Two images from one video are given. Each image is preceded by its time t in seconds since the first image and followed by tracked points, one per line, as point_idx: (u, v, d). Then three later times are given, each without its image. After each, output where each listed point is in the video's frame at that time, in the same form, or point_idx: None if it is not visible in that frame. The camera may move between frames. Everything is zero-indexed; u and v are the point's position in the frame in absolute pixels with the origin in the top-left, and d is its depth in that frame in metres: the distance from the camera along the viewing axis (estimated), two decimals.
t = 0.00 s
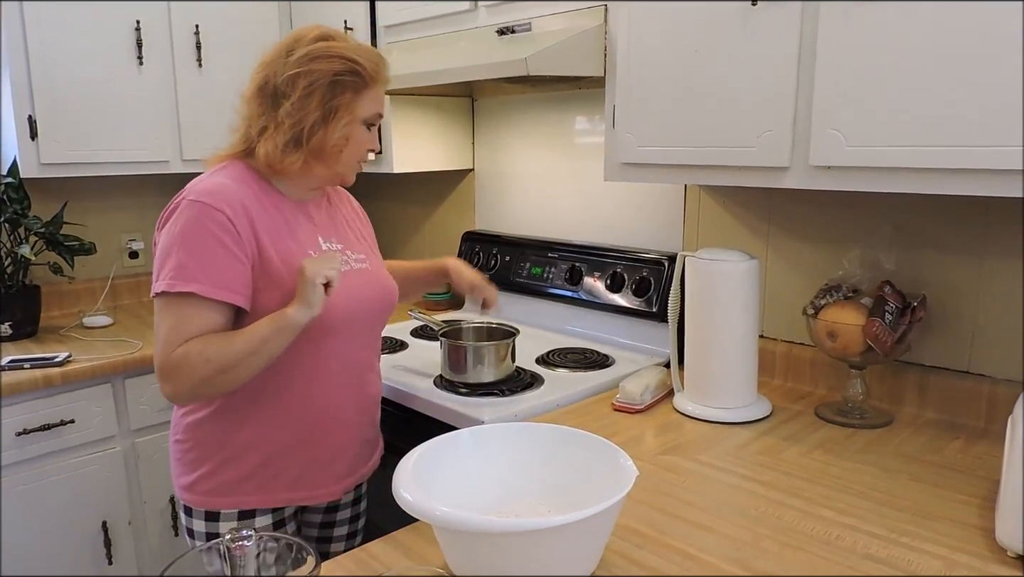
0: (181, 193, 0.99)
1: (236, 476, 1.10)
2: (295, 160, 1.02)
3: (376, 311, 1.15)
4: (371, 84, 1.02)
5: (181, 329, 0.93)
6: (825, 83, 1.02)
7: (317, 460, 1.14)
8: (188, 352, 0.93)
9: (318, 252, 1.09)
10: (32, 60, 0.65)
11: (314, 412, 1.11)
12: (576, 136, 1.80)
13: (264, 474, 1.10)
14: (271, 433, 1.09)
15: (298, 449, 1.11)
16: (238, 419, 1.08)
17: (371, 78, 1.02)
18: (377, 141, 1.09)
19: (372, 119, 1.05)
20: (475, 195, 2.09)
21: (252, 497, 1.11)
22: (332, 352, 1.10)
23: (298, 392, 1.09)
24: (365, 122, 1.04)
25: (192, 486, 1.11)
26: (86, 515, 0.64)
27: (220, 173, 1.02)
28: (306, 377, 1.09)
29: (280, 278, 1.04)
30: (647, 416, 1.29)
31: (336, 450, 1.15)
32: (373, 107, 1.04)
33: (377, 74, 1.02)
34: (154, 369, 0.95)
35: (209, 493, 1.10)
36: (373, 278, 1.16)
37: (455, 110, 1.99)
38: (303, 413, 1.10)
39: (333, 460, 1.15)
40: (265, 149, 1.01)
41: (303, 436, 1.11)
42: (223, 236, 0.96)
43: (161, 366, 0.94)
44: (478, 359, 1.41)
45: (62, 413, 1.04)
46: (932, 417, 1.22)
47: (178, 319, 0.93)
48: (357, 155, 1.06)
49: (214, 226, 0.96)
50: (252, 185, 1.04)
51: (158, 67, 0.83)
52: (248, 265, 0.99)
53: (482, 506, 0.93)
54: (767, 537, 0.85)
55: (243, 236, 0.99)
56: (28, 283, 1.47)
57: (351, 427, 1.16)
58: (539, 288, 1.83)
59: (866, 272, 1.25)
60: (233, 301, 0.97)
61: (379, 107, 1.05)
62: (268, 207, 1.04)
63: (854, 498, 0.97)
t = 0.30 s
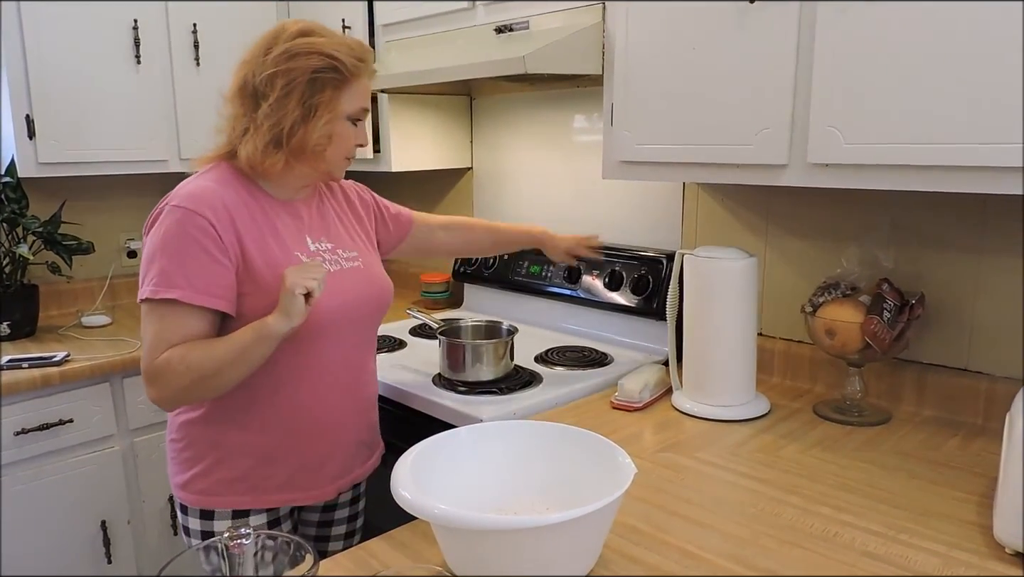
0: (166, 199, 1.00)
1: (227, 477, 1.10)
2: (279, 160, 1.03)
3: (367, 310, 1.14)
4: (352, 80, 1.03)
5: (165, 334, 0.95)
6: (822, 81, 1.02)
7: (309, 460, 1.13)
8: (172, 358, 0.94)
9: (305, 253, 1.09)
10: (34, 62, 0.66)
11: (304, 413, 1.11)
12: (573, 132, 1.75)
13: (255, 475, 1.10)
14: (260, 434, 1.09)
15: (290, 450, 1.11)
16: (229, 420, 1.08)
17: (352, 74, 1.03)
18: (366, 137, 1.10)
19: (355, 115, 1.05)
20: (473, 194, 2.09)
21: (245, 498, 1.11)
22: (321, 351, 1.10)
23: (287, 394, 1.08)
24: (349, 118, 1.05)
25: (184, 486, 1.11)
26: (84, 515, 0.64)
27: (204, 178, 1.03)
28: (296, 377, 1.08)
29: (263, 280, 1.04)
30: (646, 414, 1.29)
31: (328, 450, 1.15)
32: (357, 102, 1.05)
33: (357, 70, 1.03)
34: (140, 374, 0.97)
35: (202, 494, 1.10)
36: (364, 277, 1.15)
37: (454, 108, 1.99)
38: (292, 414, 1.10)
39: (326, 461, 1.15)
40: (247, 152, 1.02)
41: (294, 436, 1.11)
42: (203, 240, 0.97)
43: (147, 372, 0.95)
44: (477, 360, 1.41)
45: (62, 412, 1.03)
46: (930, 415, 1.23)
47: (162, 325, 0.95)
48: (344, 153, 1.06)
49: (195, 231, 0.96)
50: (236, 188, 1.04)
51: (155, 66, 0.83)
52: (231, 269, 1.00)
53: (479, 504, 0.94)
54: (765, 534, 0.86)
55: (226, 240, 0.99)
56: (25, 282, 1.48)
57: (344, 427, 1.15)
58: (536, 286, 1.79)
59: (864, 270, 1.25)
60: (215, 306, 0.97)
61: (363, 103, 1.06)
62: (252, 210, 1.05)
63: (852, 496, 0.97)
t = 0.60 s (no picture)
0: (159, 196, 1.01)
1: (220, 473, 1.10)
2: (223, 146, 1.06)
3: (362, 311, 1.14)
4: (277, 50, 1.02)
5: (153, 329, 0.95)
6: (822, 81, 1.02)
7: (303, 459, 1.13)
8: (154, 352, 0.93)
9: (300, 252, 1.08)
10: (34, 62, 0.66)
11: (297, 411, 1.10)
12: (574, 134, 1.79)
13: (248, 473, 1.10)
14: (252, 431, 1.09)
15: (282, 448, 1.11)
16: (222, 417, 1.08)
17: (279, 44, 1.01)
18: (320, 113, 1.05)
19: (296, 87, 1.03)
20: (472, 194, 2.09)
21: (237, 495, 1.10)
22: (315, 350, 1.10)
23: (279, 392, 1.08)
24: (278, 89, 1.02)
25: (180, 482, 1.12)
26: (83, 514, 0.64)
27: (198, 176, 1.03)
28: (288, 376, 1.08)
29: (255, 278, 1.03)
30: (644, 414, 1.29)
31: (322, 449, 1.14)
32: (283, 71, 1.02)
33: (292, 40, 1.02)
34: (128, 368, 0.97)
35: (195, 490, 1.10)
36: (361, 277, 1.14)
37: (453, 108, 1.99)
38: (285, 412, 1.09)
39: (319, 461, 1.15)
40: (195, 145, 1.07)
41: (287, 434, 1.11)
42: (191, 236, 0.97)
43: (131, 366, 0.95)
44: (473, 360, 1.41)
45: (59, 409, 1.03)
46: (928, 415, 1.23)
47: (148, 319, 0.95)
48: (287, 127, 1.03)
49: (185, 228, 0.96)
50: (229, 186, 1.04)
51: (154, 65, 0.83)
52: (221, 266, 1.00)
53: (476, 503, 0.94)
54: (763, 535, 0.86)
55: (216, 237, 0.99)
56: (24, 280, 1.49)
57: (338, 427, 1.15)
58: (535, 286, 1.83)
59: (862, 270, 1.25)
60: (200, 302, 0.97)
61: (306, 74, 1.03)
62: (246, 208, 1.05)
63: (850, 496, 0.97)
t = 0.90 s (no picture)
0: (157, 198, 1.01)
1: (220, 474, 1.10)
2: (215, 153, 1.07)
3: (361, 310, 1.14)
4: (254, 49, 1.01)
5: (151, 331, 0.95)
6: (822, 81, 1.02)
7: (303, 460, 1.13)
8: (151, 355, 0.93)
9: (298, 252, 1.08)
10: (35, 63, 0.66)
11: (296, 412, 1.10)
12: (573, 134, 1.80)
13: (248, 473, 1.10)
14: (251, 432, 1.09)
15: (283, 449, 1.11)
16: (222, 418, 1.08)
17: (255, 44, 1.01)
18: (304, 108, 1.05)
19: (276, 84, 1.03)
20: (472, 194, 2.09)
21: (237, 496, 1.11)
22: (314, 350, 1.10)
23: (278, 392, 1.08)
24: (259, 88, 1.02)
25: (181, 482, 1.12)
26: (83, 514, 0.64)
27: (195, 178, 1.03)
28: (288, 376, 1.08)
29: (254, 280, 1.03)
30: (644, 413, 1.29)
31: (321, 449, 1.14)
32: (262, 70, 1.02)
33: (269, 37, 1.02)
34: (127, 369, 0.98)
35: (195, 490, 1.11)
36: (360, 276, 1.14)
37: (453, 108, 1.99)
38: (284, 412, 1.10)
39: (319, 462, 1.14)
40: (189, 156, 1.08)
41: (287, 435, 1.11)
42: (188, 239, 0.97)
43: (130, 367, 0.95)
44: (474, 361, 1.42)
45: (59, 409, 1.02)
46: (928, 414, 1.23)
47: (147, 322, 0.95)
48: (272, 126, 1.02)
49: (181, 230, 0.97)
50: (226, 187, 1.04)
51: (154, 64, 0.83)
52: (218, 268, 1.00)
53: (476, 503, 0.94)
54: (763, 534, 0.86)
55: (213, 239, 1.00)
56: (24, 280, 1.49)
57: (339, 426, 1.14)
58: (535, 286, 1.83)
59: (862, 269, 1.26)
60: (197, 304, 0.97)
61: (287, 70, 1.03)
62: (243, 209, 1.05)
63: (850, 495, 0.97)
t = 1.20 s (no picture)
0: (165, 203, 1.00)
1: (233, 475, 1.10)
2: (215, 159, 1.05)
3: (367, 302, 1.17)
4: (251, 52, 0.99)
5: (172, 340, 0.95)
6: (822, 82, 1.02)
7: (314, 454, 1.14)
8: (178, 365, 0.94)
9: (306, 249, 1.10)
10: (37, 63, 0.66)
11: (308, 408, 1.11)
12: (574, 134, 1.80)
13: (262, 472, 1.11)
14: (264, 432, 1.09)
15: (297, 446, 1.12)
16: (231, 420, 1.08)
17: (253, 47, 0.99)
18: (306, 109, 1.04)
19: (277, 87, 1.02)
20: (473, 194, 2.10)
21: (251, 496, 1.11)
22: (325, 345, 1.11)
23: (290, 391, 1.09)
24: (259, 92, 1.01)
25: (191, 485, 1.11)
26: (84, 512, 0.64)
27: (202, 180, 1.03)
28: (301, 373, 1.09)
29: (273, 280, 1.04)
30: (645, 414, 1.29)
31: (334, 443, 1.16)
32: (262, 74, 1.01)
33: (266, 39, 1.00)
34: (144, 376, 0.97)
35: (207, 493, 1.10)
36: (364, 268, 1.17)
37: (454, 107, 1.99)
38: (298, 410, 1.10)
39: (330, 456, 1.16)
40: (187, 160, 1.06)
41: (302, 432, 1.12)
42: (206, 244, 0.97)
43: (152, 376, 0.95)
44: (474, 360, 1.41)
45: (59, 408, 1.01)
46: (929, 415, 1.23)
47: (167, 330, 0.95)
48: (276, 130, 1.02)
49: (198, 236, 0.96)
50: (235, 189, 1.04)
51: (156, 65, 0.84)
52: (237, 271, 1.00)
53: (479, 502, 0.94)
54: (764, 535, 0.86)
55: (230, 242, 1.00)
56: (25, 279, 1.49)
57: (349, 419, 1.16)
58: (535, 286, 1.84)
59: (863, 270, 1.26)
60: (222, 310, 0.97)
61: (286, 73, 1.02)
62: (253, 210, 1.05)
63: (850, 496, 0.97)
